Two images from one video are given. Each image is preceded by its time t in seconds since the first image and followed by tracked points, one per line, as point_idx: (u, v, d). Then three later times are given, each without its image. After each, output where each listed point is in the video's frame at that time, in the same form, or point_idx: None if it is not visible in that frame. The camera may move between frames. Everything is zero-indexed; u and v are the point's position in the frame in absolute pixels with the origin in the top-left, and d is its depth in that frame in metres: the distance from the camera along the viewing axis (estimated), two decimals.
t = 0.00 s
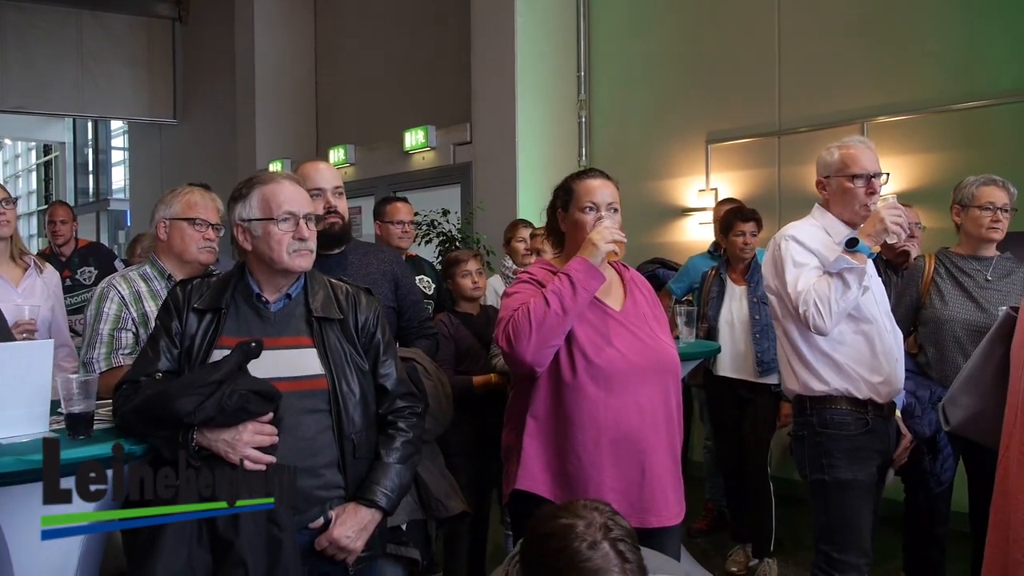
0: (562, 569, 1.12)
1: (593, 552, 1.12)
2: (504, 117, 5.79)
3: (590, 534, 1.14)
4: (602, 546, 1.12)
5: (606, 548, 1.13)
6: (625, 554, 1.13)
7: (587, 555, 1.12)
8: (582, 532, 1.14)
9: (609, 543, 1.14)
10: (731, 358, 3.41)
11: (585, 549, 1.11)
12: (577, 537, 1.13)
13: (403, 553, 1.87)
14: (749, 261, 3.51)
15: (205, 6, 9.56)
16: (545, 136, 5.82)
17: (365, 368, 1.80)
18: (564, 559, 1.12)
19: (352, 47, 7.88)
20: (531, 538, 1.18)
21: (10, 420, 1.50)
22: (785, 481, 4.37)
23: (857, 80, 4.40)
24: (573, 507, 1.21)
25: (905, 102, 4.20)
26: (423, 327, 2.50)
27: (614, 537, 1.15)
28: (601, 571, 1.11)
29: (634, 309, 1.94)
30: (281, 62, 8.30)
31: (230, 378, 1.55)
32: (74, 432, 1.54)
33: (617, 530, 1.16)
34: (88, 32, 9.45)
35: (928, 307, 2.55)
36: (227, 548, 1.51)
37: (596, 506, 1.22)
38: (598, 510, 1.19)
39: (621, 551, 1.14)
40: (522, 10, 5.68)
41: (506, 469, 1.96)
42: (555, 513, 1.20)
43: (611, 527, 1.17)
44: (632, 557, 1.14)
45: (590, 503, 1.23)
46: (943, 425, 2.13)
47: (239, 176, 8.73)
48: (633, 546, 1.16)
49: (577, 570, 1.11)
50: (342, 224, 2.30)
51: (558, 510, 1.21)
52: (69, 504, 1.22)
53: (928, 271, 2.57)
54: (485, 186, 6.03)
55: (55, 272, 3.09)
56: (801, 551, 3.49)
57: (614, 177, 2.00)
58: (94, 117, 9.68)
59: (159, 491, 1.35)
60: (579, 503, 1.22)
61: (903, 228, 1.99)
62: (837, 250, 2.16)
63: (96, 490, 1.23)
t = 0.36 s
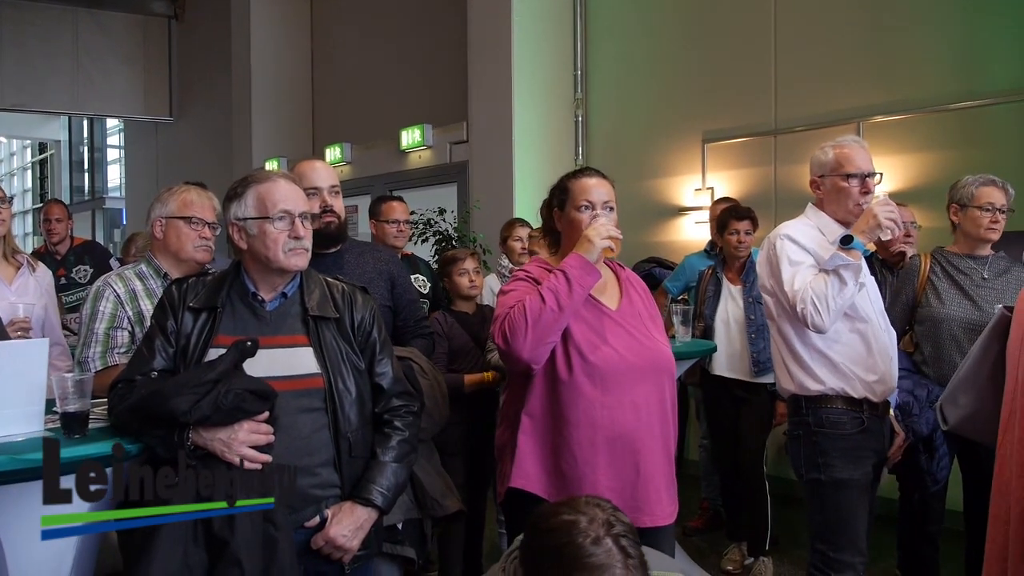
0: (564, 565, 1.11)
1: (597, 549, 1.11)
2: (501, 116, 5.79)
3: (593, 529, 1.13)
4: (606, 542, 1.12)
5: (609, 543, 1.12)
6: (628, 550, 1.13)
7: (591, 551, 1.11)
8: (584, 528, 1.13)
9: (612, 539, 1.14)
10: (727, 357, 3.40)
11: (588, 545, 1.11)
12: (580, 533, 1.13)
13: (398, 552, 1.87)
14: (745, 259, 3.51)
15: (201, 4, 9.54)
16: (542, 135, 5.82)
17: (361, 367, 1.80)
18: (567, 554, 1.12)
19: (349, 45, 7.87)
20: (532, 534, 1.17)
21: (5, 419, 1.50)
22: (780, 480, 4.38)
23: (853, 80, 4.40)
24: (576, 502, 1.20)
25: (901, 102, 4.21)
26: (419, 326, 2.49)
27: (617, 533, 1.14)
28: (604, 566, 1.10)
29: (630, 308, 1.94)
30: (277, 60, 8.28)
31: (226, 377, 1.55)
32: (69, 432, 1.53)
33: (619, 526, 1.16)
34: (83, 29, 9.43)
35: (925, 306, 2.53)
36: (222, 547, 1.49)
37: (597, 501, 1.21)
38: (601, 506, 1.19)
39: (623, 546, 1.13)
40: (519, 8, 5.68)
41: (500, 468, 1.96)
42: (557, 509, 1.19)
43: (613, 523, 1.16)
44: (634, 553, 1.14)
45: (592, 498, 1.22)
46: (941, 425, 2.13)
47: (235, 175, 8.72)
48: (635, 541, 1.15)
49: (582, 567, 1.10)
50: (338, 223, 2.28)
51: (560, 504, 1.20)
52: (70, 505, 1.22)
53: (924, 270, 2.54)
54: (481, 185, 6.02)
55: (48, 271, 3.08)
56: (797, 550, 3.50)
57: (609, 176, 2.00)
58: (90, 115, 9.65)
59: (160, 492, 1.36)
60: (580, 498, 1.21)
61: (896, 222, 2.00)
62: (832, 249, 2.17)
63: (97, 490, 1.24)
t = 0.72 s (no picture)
0: (569, 568, 1.14)
1: (602, 553, 1.14)
2: (498, 116, 5.79)
3: (597, 533, 1.17)
4: (611, 546, 1.15)
5: (613, 547, 1.16)
6: (631, 553, 1.16)
7: (596, 555, 1.14)
8: (589, 531, 1.17)
9: (616, 541, 1.17)
10: (723, 357, 3.41)
11: (593, 548, 1.14)
12: (585, 536, 1.16)
13: (395, 552, 1.87)
14: (741, 259, 3.52)
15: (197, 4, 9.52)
16: (538, 135, 5.82)
17: (357, 368, 1.79)
18: (572, 557, 1.15)
19: (346, 45, 7.86)
20: (537, 536, 1.20)
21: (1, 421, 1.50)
22: (777, 480, 4.39)
23: (849, 80, 4.41)
24: (579, 505, 1.23)
25: (896, 101, 4.22)
26: (416, 327, 2.49)
27: (620, 536, 1.18)
28: (607, 570, 1.14)
29: (626, 308, 1.94)
30: (273, 60, 8.27)
31: (223, 379, 1.55)
32: (65, 432, 1.53)
33: (623, 530, 1.19)
34: (79, 30, 9.41)
35: (921, 305, 2.53)
36: (218, 548, 1.49)
37: (602, 504, 1.25)
38: (604, 509, 1.22)
39: (627, 549, 1.17)
40: (515, 8, 5.67)
41: (497, 468, 1.96)
42: (562, 511, 1.22)
43: (617, 526, 1.19)
44: (636, 555, 1.18)
45: (595, 500, 1.25)
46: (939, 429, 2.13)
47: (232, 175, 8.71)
48: (637, 544, 1.19)
49: (587, 571, 1.13)
50: (335, 223, 2.27)
51: (563, 506, 1.23)
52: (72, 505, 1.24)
53: (920, 268, 2.55)
54: (478, 185, 6.02)
55: (41, 273, 3.08)
56: (794, 549, 3.50)
57: (605, 176, 2.00)
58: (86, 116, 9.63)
59: (160, 492, 1.37)
60: (585, 500, 1.25)
61: (892, 218, 1.98)
62: (828, 247, 2.18)
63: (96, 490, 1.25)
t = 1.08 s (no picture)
0: (572, 570, 1.16)
1: (603, 556, 1.16)
2: (495, 116, 5.79)
3: (600, 536, 1.18)
4: (612, 550, 1.17)
5: (615, 551, 1.17)
6: (632, 558, 1.18)
7: (598, 558, 1.16)
8: (592, 534, 1.18)
9: (618, 546, 1.18)
10: (720, 358, 3.41)
11: (596, 552, 1.16)
12: (588, 539, 1.17)
13: (393, 553, 1.88)
14: (738, 260, 3.52)
15: (195, 4, 9.51)
16: (536, 135, 5.82)
17: (355, 368, 1.80)
18: (575, 559, 1.16)
19: (343, 46, 7.85)
20: (541, 538, 1.21)
21: None
22: (773, 481, 4.39)
23: (846, 81, 4.42)
24: (583, 507, 1.25)
25: (892, 103, 4.23)
26: (414, 328, 2.49)
27: (622, 540, 1.19)
28: (609, 574, 1.15)
29: (626, 310, 1.95)
30: (270, 60, 8.26)
31: (220, 379, 1.55)
32: (61, 433, 1.53)
33: (625, 534, 1.20)
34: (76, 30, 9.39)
35: (917, 306, 2.53)
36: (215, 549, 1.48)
37: (606, 507, 1.26)
38: (608, 513, 1.23)
39: (629, 554, 1.18)
40: (513, 9, 5.68)
41: (494, 468, 1.96)
42: (565, 513, 1.23)
43: (620, 530, 1.21)
44: (638, 560, 1.19)
45: (599, 504, 1.27)
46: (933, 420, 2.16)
47: (229, 176, 8.70)
48: (638, 548, 1.20)
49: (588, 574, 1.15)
50: (333, 224, 2.26)
51: (566, 508, 1.25)
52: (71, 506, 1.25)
53: (916, 270, 2.55)
54: (475, 185, 6.02)
55: (36, 273, 3.07)
56: (790, 550, 3.50)
57: (605, 177, 2.01)
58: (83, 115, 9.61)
59: (159, 491, 1.40)
60: (589, 503, 1.26)
61: (888, 217, 1.97)
62: (826, 248, 2.18)
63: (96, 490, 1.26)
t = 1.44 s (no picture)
0: (546, 571, 1.16)
1: (576, 557, 1.16)
2: (475, 117, 5.79)
3: (574, 537, 1.18)
4: (585, 551, 1.17)
5: (589, 552, 1.17)
6: (605, 559, 1.18)
7: (571, 559, 1.16)
8: (566, 535, 1.19)
9: (591, 548, 1.19)
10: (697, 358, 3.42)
11: (568, 553, 1.16)
12: (562, 540, 1.18)
13: (371, 554, 1.87)
14: (715, 261, 3.55)
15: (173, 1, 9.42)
16: (515, 136, 5.83)
17: (332, 369, 1.79)
18: (549, 560, 1.16)
19: (323, 45, 7.82)
20: (516, 539, 1.22)
21: None
22: (750, 480, 4.43)
23: (822, 85, 4.47)
24: (558, 509, 1.25)
25: (867, 107, 4.28)
26: (392, 328, 2.48)
27: (596, 542, 1.20)
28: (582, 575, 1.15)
29: (603, 310, 1.96)
30: (249, 59, 8.20)
31: (195, 379, 1.55)
32: (33, 434, 1.51)
33: (599, 536, 1.21)
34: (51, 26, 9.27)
35: (890, 307, 2.56)
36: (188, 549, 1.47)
37: (581, 508, 1.27)
38: (583, 514, 1.24)
39: (603, 555, 1.18)
40: (493, 11, 5.68)
41: (472, 469, 1.96)
42: (540, 514, 1.24)
43: (594, 532, 1.21)
44: (611, 562, 1.19)
45: (575, 505, 1.27)
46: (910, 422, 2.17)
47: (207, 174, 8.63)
48: (611, 550, 1.20)
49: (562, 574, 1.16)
50: (311, 224, 2.25)
51: (543, 509, 1.25)
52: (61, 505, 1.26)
53: (889, 272, 2.58)
54: (455, 186, 6.02)
55: (8, 272, 3.03)
56: (766, 549, 3.53)
57: (583, 178, 2.01)
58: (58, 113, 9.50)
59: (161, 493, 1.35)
60: (565, 504, 1.27)
61: (865, 216, 2.00)
62: (801, 249, 2.21)
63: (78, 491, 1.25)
